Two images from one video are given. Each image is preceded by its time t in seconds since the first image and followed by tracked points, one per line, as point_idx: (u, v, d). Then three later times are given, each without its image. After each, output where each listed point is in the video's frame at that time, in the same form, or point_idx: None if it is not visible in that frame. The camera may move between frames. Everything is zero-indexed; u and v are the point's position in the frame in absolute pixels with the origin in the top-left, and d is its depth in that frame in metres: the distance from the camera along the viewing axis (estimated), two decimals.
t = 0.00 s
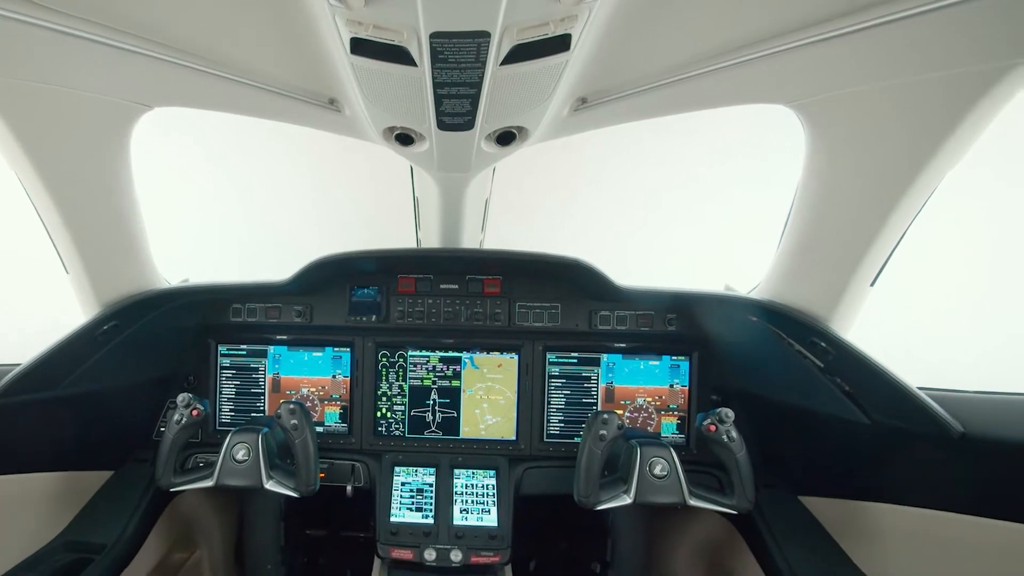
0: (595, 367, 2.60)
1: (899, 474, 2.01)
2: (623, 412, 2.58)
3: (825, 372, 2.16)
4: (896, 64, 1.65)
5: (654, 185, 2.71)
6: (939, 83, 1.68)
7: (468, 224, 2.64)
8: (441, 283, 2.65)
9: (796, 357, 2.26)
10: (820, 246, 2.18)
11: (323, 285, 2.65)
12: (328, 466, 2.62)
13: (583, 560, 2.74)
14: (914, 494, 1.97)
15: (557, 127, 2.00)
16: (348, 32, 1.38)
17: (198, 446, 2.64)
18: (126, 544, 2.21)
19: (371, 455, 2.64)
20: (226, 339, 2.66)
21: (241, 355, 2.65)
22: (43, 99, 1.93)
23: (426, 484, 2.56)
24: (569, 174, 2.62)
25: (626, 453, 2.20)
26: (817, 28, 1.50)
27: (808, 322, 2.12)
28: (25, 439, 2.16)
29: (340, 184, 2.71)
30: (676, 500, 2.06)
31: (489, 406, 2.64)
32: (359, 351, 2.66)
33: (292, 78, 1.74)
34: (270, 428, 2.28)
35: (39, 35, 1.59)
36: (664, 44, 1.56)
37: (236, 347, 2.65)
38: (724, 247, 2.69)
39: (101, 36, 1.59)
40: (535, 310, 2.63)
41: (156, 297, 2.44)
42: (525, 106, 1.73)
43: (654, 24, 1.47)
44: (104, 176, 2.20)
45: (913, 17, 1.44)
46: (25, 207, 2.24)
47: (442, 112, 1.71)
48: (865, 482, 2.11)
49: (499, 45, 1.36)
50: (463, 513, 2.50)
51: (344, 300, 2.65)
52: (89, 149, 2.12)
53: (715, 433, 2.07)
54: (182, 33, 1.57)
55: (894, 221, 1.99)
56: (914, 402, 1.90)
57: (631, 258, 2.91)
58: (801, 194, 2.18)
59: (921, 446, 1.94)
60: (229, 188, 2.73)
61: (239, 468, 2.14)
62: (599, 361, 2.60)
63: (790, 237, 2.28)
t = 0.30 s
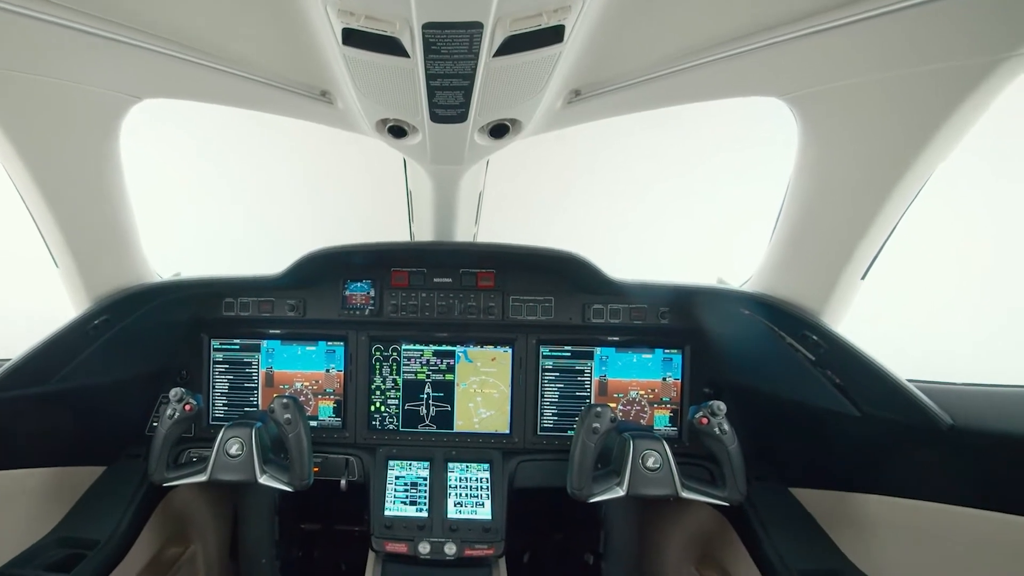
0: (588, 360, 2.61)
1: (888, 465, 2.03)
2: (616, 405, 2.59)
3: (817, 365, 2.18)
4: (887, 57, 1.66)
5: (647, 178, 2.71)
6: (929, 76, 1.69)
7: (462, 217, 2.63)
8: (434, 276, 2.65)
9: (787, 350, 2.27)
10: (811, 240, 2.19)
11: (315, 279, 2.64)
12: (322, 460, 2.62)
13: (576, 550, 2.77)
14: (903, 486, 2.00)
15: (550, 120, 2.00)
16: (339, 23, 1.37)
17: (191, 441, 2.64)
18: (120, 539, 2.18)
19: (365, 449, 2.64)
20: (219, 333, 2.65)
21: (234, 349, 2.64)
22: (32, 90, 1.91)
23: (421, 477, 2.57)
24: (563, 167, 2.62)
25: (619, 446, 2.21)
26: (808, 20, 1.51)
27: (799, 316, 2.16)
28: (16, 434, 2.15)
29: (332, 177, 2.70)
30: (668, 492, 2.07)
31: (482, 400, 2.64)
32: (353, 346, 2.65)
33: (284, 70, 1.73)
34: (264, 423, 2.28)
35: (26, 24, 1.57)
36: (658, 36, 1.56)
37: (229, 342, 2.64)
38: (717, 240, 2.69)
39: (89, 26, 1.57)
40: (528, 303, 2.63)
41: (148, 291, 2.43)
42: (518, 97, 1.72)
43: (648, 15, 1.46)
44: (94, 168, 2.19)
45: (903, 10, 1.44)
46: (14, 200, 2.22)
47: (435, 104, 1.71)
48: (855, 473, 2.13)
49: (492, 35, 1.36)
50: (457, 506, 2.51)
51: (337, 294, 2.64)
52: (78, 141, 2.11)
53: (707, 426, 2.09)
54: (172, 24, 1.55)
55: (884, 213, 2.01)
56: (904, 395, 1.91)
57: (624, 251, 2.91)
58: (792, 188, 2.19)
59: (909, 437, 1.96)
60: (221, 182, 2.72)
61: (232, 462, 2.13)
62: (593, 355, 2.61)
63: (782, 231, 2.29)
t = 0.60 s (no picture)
0: (581, 353, 2.62)
1: (878, 457, 2.04)
2: (609, 398, 2.60)
3: (807, 357, 2.19)
4: (877, 49, 1.67)
5: (640, 169, 2.72)
6: (918, 69, 1.71)
7: (455, 210, 2.63)
8: (427, 270, 2.64)
9: (779, 343, 2.29)
10: (803, 232, 2.21)
11: (307, 273, 2.63)
12: (315, 454, 2.61)
13: (569, 542, 2.83)
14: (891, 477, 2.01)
15: (543, 112, 1.99)
16: (331, 13, 1.36)
17: (184, 436, 2.63)
18: (112, 536, 2.18)
19: (359, 443, 2.64)
20: (211, 327, 2.63)
21: (226, 344, 2.62)
22: (20, 79, 1.89)
23: (414, 471, 2.57)
24: (556, 159, 2.62)
25: (611, 439, 2.22)
26: (800, 12, 1.51)
27: (790, 308, 2.18)
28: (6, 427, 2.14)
29: (324, 169, 2.69)
30: (660, 484, 2.09)
31: (476, 393, 2.65)
32: (346, 339, 2.65)
33: (274, 60, 1.72)
34: (256, 417, 2.27)
35: (12, 12, 1.55)
36: (650, 27, 1.56)
37: (221, 336, 2.62)
38: (709, 232, 2.70)
39: (77, 15, 1.55)
40: (521, 297, 2.62)
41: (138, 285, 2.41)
42: (511, 89, 1.71)
43: (641, 6, 1.46)
44: (84, 159, 2.17)
45: (894, 3, 1.45)
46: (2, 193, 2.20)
47: (428, 95, 1.70)
48: (845, 464, 2.15)
49: (485, 26, 1.35)
50: (451, 499, 2.52)
51: (330, 288, 2.63)
52: (66, 132, 2.09)
53: (699, 418, 2.09)
54: (161, 13, 1.54)
55: (875, 205, 2.03)
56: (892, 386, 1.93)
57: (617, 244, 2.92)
58: (784, 181, 2.20)
59: (898, 428, 1.98)
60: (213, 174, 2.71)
61: (226, 457, 2.13)
62: (585, 347, 2.62)
63: (773, 224, 2.30)
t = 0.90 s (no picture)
0: (572, 344, 2.63)
1: (864, 446, 2.07)
2: (599, 389, 2.62)
3: (794, 347, 2.21)
4: (865, 39, 1.68)
5: (630, 160, 2.72)
6: (905, 59, 1.72)
7: (445, 200, 2.62)
8: (418, 261, 2.63)
9: (767, 333, 2.31)
10: (791, 224, 2.24)
11: (297, 264, 2.61)
12: (306, 446, 2.61)
13: (560, 533, 2.82)
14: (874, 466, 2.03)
15: (533, 102, 1.99)
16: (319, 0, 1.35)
17: (174, 429, 2.62)
18: (102, 531, 2.17)
19: (350, 435, 2.64)
20: (201, 320, 2.62)
21: (215, 336, 2.61)
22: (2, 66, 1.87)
23: (405, 462, 2.58)
24: (546, 149, 2.62)
25: (601, 429, 2.23)
26: (789, 2, 1.52)
27: (778, 299, 2.18)
28: None
29: (313, 159, 2.67)
30: (649, 474, 2.10)
31: (467, 384, 2.65)
32: (337, 331, 2.64)
33: (262, 48, 1.70)
34: (247, 410, 2.26)
35: None
36: (640, 16, 1.56)
37: (210, 328, 2.61)
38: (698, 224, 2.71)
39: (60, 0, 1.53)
40: (512, 288, 2.62)
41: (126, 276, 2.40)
42: (501, 79, 1.71)
43: None
44: (69, 148, 2.14)
45: None
46: None
47: (417, 84, 1.69)
48: (831, 453, 2.18)
49: (474, 14, 1.34)
50: (442, 490, 2.53)
51: (320, 280, 2.62)
52: (50, 120, 2.06)
53: (688, 408, 2.11)
54: None
55: (862, 197, 2.04)
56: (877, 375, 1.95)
57: (607, 235, 2.92)
58: (773, 173, 2.22)
59: (883, 417, 2.01)
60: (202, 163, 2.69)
61: (216, 450, 2.12)
62: (576, 339, 2.63)
63: (762, 216, 2.32)
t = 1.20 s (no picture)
0: (564, 336, 2.64)
1: (853, 437, 2.08)
2: (591, 380, 2.63)
3: (785, 339, 2.23)
4: (856, 29, 1.68)
5: (622, 151, 2.72)
6: (896, 49, 1.73)
7: (437, 192, 2.61)
8: (410, 253, 2.61)
9: (757, 324, 2.32)
10: (782, 216, 2.25)
11: (289, 257, 2.60)
12: (299, 439, 2.61)
13: (553, 525, 2.88)
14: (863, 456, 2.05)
15: (525, 93, 1.98)
16: None
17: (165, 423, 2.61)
18: (95, 524, 2.17)
19: (343, 428, 2.64)
20: (192, 313, 2.60)
21: (207, 329, 2.60)
22: None
23: (398, 455, 2.58)
24: (538, 140, 2.61)
25: (594, 421, 2.24)
26: None
27: (769, 291, 2.18)
28: None
29: (304, 151, 2.65)
30: (641, 465, 2.11)
31: (459, 376, 2.65)
32: (329, 324, 2.63)
33: (251, 36, 1.68)
34: (239, 403, 2.25)
35: None
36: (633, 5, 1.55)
37: (202, 321, 2.59)
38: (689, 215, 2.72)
39: None
40: (504, 280, 2.62)
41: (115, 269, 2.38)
42: (493, 69, 1.70)
43: None
44: (55, 138, 2.12)
45: None
46: None
47: (408, 74, 1.67)
48: (821, 444, 2.20)
49: (466, 2, 1.33)
50: (435, 482, 2.53)
51: (312, 272, 2.61)
52: (36, 109, 2.03)
53: (679, 399, 2.12)
54: None
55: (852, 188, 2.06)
56: (865, 366, 1.96)
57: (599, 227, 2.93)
58: (764, 165, 2.23)
59: (870, 408, 2.03)
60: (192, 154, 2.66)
61: (208, 444, 2.11)
62: (569, 331, 2.63)
63: (753, 208, 2.33)
